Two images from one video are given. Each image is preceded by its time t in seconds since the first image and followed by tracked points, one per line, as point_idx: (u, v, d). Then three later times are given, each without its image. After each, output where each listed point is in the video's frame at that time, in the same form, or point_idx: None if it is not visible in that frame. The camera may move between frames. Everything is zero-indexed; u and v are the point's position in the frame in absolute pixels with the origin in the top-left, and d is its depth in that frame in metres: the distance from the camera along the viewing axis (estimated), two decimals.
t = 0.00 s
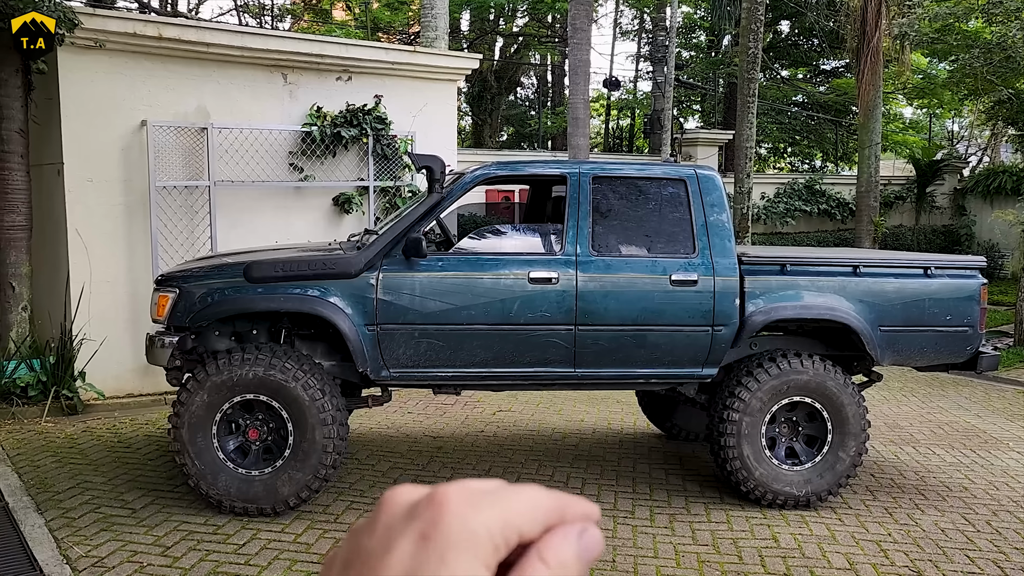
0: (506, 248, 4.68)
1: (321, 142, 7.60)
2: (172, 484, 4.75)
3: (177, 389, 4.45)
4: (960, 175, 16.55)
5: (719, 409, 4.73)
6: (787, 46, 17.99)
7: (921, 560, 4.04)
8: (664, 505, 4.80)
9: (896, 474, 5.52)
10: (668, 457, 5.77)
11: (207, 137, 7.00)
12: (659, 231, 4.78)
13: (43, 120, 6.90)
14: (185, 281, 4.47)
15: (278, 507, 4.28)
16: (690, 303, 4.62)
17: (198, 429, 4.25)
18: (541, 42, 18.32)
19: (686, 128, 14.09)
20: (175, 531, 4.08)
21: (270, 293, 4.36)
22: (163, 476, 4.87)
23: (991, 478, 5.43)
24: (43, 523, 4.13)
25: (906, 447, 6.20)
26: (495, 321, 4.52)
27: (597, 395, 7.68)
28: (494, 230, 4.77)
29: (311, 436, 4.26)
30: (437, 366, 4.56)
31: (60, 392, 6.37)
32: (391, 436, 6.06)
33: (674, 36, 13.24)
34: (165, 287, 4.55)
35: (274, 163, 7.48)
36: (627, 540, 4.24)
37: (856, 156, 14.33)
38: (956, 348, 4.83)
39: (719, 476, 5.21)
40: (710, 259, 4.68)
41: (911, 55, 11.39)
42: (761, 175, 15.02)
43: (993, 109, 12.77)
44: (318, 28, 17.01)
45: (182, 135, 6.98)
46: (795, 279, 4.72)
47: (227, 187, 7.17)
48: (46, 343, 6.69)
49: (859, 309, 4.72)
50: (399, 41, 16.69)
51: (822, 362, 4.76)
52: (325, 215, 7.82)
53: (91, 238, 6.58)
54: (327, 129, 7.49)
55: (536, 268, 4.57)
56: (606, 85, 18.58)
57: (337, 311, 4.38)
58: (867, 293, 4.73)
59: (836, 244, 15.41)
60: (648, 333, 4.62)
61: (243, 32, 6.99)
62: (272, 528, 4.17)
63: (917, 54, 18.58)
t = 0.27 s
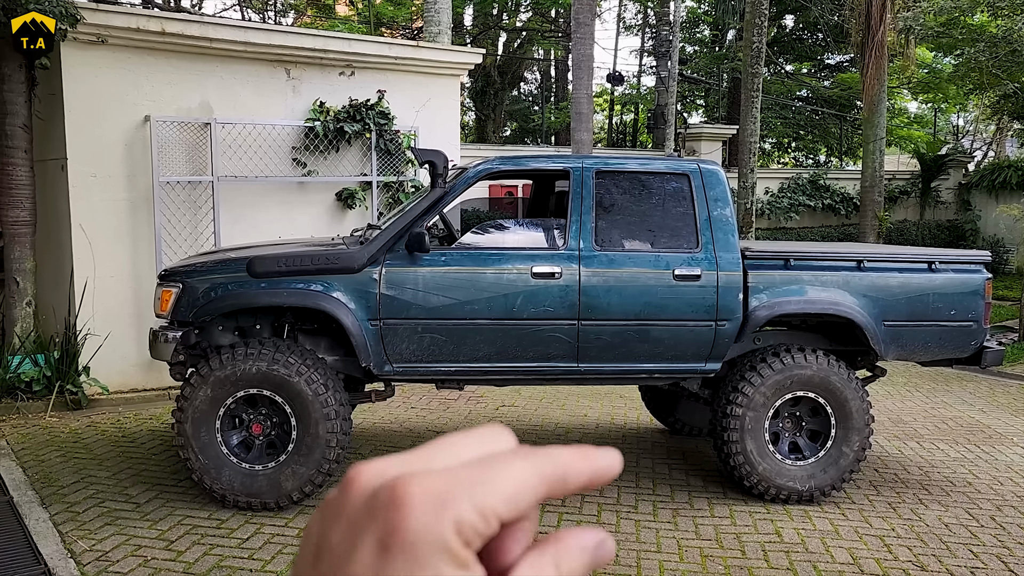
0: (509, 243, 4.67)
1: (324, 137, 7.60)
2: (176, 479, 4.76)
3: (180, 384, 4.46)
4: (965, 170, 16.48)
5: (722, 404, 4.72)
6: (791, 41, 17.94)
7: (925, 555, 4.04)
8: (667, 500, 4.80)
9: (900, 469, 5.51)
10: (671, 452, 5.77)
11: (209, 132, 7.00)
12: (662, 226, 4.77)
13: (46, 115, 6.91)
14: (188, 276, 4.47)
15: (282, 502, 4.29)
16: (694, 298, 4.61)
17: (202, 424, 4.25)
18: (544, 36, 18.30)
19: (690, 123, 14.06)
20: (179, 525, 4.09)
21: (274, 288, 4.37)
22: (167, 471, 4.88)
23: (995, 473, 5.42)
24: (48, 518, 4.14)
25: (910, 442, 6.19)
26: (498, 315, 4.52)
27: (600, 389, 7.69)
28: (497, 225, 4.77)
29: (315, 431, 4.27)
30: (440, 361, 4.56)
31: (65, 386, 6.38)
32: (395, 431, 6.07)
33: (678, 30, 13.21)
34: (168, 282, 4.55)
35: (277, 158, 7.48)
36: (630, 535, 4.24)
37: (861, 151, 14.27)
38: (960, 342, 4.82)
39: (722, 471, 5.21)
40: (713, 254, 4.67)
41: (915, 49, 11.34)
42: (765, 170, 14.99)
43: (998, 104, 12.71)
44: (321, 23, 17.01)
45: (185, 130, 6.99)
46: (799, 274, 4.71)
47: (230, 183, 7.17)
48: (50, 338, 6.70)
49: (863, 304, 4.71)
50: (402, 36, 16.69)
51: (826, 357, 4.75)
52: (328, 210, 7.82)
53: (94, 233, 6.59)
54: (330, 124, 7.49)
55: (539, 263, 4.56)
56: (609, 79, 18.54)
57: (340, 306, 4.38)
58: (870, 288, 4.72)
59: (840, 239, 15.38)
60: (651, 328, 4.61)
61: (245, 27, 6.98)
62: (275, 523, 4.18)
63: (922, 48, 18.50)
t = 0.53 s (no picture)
0: (511, 237, 4.67)
1: (326, 131, 7.59)
2: (179, 472, 4.77)
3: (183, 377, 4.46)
4: (969, 164, 16.42)
5: (724, 398, 4.72)
6: (795, 35, 17.89)
7: (927, 550, 4.04)
8: (669, 494, 4.80)
9: (903, 463, 5.50)
10: (674, 446, 5.77)
11: (212, 126, 7.00)
12: (665, 220, 4.76)
13: (49, 110, 6.91)
14: (190, 271, 4.47)
15: (284, 495, 4.30)
16: (696, 293, 4.60)
17: (204, 417, 4.26)
18: (547, 31, 18.27)
19: (693, 117, 14.02)
20: (182, 519, 4.10)
21: (275, 282, 4.36)
22: (170, 464, 4.89)
23: (998, 467, 5.41)
24: (51, 511, 4.16)
25: (913, 437, 6.18)
26: (500, 310, 4.52)
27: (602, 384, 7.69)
28: (499, 219, 4.76)
29: (317, 425, 4.27)
30: (442, 355, 4.56)
31: (68, 380, 6.39)
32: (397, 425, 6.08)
33: (681, 24, 13.17)
34: (171, 276, 4.56)
35: (279, 153, 7.48)
36: (632, 529, 4.24)
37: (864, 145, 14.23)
38: (963, 337, 4.80)
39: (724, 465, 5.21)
40: (716, 248, 4.66)
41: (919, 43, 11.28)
42: (768, 164, 14.95)
43: (1002, 97, 12.66)
44: (323, 18, 16.98)
45: (187, 125, 6.98)
46: (801, 268, 4.70)
47: (233, 177, 7.17)
48: (53, 333, 6.72)
49: (866, 298, 4.70)
50: (405, 30, 16.65)
51: (828, 352, 4.74)
52: (330, 205, 7.82)
53: (97, 227, 6.60)
54: (332, 119, 7.48)
55: (541, 257, 4.56)
56: (612, 73, 18.50)
57: (343, 300, 4.38)
58: (874, 282, 4.71)
59: (843, 233, 15.34)
60: (653, 322, 4.60)
61: (247, 21, 6.97)
62: (278, 516, 4.19)
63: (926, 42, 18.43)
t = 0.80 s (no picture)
0: (512, 231, 4.66)
1: (327, 125, 7.58)
2: (181, 467, 4.78)
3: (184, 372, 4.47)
4: (971, 158, 16.39)
5: (726, 392, 4.72)
6: (797, 29, 17.86)
7: (928, 544, 4.03)
8: (671, 488, 4.80)
9: (905, 457, 5.50)
10: (675, 440, 5.77)
11: (213, 121, 6.99)
12: (666, 214, 4.75)
13: (49, 104, 6.90)
14: (191, 265, 4.47)
15: (286, 490, 4.30)
16: (698, 287, 4.59)
17: (206, 412, 4.27)
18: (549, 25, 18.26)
19: (695, 111, 14.02)
20: (184, 513, 4.11)
21: (277, 276, 4.36)
22: (172, 458, 4.90)
23: (1000, 461, 5.41)
24: (53, 505, 4.16)
25: (914, 431, 6.18)
26: (501, 304, 4.51)
27: (604, 378, 7.70)
28: (500, 213, 4.76)
29: (318, 419, 4.27)
30: (443, 349, 4.56)
31: (69, 375, 6.39)
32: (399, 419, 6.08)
33: (683, 18, 13.15)
34: (171, 271, 4.55)
35: (280, 147, 7.47)
36: (633, 523, 4.25)
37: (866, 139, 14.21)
38: (965, 331, 4.79)
39: (726, 459, 5.21)
40: (717, 242, 4.65)
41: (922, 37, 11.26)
42: (770, 158, 14.95)
43: (1005, 92, 12.64)
44: (325, 12, 16.98)
45: (188, 119, 6.97)
46: (803, 262, 4.69)
47: (234, 171, 7.16)
48: (55, 327, 6.72)
49: (868, 292, 4.69)
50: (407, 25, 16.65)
51: (830, 346, 4.73)
52: (331, 199, 7.81)
53: (98, 222, 6.59)
54: (333, 113, 7.47)
55: (542, 251, 4.55)
56: (614, 68, 18.47)
57: (344, 294, 4.38)
58: (876, 276, 4.70)
59: (844, 227, 15.33)
60: (655, 316, 4.60)
61: (248, 15, 6.96)
62: (279, 510, 4.19)
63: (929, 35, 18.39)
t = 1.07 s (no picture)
0: (514, 227, 4.66)
1: (329, 121, 7.57)
2: (182, 462, 4.78)
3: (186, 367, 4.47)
4: (974, 154, 16.35)
5: (728, 387, 4.71)
6: (800, 24, 17.82)
7: (930, 539, 4.03)
8: (672, 483, 4.80)
9: (906, 453, 5.50)
10: (677, 436, 5.77)
11: (214, 116, 6.98)
12: (668, 210, 4.74)
13: (51, 99, 6.89)
14: (193, 260, 4.47)
15: (287, 485, 4.30)
16: (700, 282, 4.58)
17: (207, 407, 4.27)
18: (551, 20, 18.23)
19: (697, 106, 13.99)
20: (186, 508, 4.11)
21: (278, 271, 4.36)
22: (174, 454, 4.90)
23: (1002, 457, 5.40)
24: (55, 500, 4.17)
25: (916, 426, 6.18)
26: (503, 299, 4.51)
27: (605, 373, 7.69)
28: (502, 209, 4.75)
29: (320, 414, 4.27)
30: (445, 345, 4.56)
31: (71, 370, 6.39)
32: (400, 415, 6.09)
33: (685, 13, 13.10)
34: (173, 266, 4.55)
35: (281, 142, 7.46)
36: (634, 518, 4.25)
37: (869, 135, 14.17)
38: (968, 326, 4.79)
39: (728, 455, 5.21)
40: (719, 237, 4.64)
41: (926, 32, 11.22)
42: (772, 154, 14.92)
43: (1009, 87, 12.59)
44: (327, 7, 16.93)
45: (189, 114, 6.96)
46: (805, 257, 4.68)
47: (235, 166, 7.16)
48: (57, 322, 6.72)
49: (870, 288, 4.68)
50: (408, 20, 16.61)
51: (832, 341, 4.73)
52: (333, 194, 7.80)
53: (99, 217, 6.59)
54: (335, 108, 7.46)
55: (544, 246, 4.54)
56: (616, 63, 18.43)
57: (345, 290, 4.37)
58: (878, 272, 4.69)
59: (847, 223, 15.30)
60: (656, 312, 4.59)
61: (249, 10, 6.94)
62: (281, 505, 4.20)
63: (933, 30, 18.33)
